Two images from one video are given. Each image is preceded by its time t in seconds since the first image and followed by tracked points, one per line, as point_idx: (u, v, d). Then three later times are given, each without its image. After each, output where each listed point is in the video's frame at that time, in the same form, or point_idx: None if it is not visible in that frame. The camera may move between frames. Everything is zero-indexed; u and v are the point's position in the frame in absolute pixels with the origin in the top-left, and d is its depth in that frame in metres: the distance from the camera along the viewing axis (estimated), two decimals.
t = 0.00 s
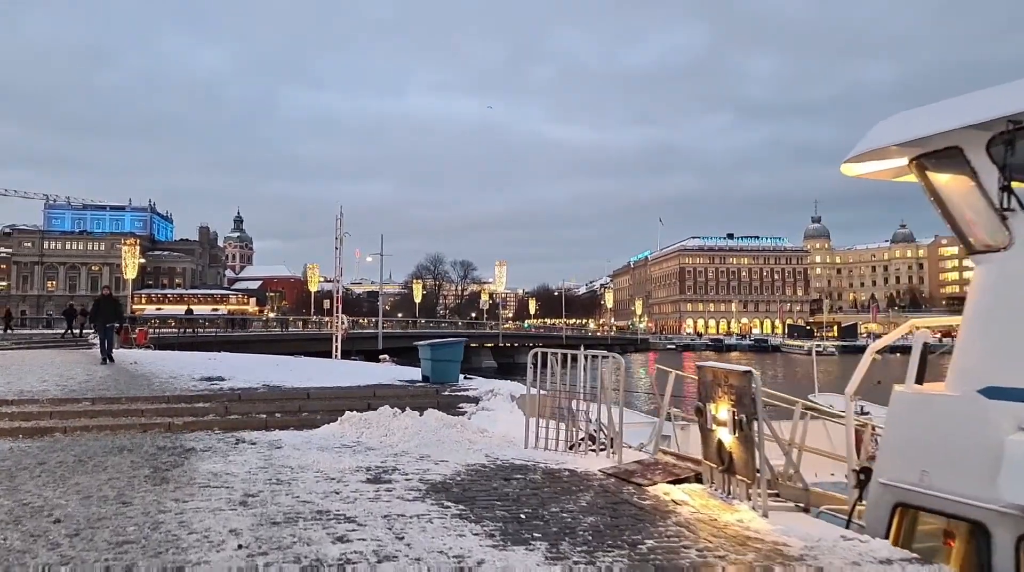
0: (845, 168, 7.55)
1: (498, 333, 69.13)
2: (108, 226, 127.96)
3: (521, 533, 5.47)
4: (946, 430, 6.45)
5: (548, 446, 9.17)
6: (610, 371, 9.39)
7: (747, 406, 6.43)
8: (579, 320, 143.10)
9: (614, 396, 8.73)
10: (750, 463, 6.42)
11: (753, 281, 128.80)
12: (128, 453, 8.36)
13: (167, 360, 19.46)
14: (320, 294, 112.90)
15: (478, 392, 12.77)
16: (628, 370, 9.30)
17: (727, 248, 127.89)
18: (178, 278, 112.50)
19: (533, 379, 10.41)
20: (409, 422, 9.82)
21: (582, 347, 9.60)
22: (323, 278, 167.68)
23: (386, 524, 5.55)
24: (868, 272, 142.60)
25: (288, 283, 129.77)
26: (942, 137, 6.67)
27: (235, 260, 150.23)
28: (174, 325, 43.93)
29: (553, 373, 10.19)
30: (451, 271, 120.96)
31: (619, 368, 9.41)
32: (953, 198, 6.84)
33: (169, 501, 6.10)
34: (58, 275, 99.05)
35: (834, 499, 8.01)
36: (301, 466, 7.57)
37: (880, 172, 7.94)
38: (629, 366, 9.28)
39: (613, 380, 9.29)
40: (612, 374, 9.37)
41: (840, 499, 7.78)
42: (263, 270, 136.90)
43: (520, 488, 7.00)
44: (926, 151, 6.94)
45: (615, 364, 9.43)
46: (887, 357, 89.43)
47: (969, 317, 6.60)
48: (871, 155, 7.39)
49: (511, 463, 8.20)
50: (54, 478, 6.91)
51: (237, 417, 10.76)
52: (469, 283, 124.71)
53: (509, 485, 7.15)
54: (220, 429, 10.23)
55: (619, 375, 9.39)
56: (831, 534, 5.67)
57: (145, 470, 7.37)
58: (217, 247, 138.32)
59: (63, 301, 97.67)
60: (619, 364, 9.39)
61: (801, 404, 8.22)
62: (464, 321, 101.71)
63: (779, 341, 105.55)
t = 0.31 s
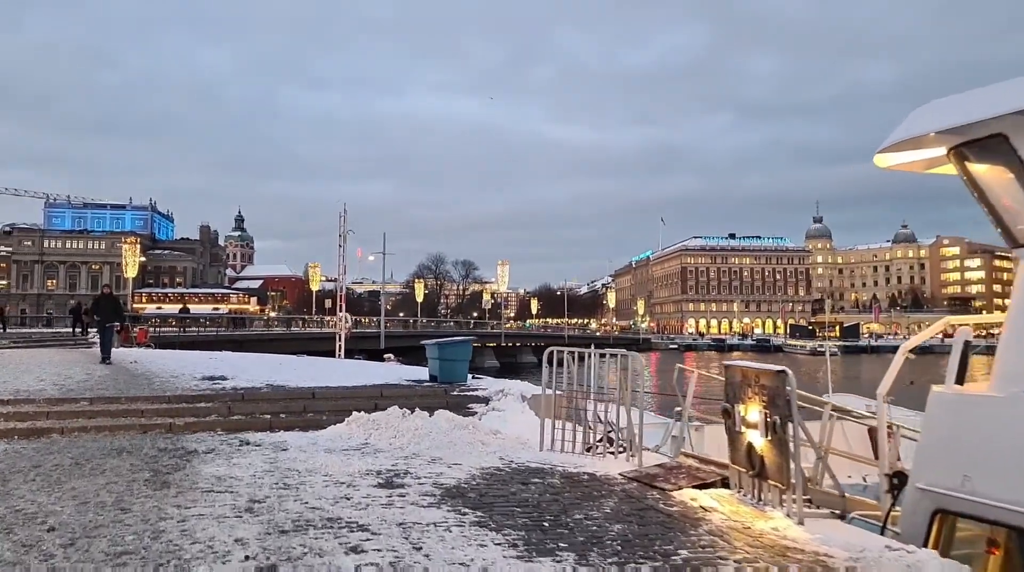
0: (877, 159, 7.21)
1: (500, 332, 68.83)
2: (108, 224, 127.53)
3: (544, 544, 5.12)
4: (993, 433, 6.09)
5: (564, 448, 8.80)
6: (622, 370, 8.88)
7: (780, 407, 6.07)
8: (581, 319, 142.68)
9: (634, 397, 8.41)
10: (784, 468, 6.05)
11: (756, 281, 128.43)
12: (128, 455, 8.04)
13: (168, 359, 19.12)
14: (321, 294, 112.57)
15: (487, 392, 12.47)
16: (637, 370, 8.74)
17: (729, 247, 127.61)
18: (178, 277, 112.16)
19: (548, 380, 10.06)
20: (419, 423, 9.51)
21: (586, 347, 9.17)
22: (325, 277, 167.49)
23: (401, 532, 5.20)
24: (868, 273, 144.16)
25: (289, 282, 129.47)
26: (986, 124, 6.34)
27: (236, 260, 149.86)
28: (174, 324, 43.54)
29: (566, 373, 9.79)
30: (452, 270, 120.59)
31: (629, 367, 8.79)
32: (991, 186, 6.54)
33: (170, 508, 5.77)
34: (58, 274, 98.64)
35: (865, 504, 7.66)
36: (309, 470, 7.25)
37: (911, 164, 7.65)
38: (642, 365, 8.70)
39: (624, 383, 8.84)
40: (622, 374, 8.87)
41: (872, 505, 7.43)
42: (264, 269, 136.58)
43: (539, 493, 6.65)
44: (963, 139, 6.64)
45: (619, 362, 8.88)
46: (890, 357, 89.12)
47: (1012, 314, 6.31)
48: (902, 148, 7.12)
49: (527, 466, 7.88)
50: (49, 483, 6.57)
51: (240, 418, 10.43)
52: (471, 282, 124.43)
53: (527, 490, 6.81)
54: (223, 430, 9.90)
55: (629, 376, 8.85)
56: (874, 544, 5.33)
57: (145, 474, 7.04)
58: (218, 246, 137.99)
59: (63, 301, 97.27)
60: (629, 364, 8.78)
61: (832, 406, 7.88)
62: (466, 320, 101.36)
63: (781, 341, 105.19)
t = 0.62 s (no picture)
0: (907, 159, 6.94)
1: (501, 333, 68.55)
2: (106, 225, 127.08)
3: (569, 568, 4.79)
4: None
5: (579, 458, 8.47)
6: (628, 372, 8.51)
7: (814, 419, 5.70)
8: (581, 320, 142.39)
9: (651, 406, 8.11)
10: (816, 482, 5.71)
11: (756, 282, 128.23)
12: (126, 469, 7.73)
13: (167, 363, 18.80)
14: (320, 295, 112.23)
15: (495, 397, 12.17)
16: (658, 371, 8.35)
17: (730, 248, 127.46)
18: (177, 278, 111.85)
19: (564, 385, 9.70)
20: (427, 432, 9.19)
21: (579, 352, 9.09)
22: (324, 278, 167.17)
23: (415, 554, 4.89)
24: (868, 274, 144.30)
25: (289, 283, 129.16)
26: None
27: (236, 261, 149.57)
28: (172, 326, 43.19)
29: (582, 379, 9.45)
30: (452, 271, 120.31)
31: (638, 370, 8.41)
32: None
33: (169, 530, 5.46)
34: (56, 275, 98.20)
35: (896, 516, 7.32)
36: (315, 484, 6.94)
37: (941, 163, 7.38)
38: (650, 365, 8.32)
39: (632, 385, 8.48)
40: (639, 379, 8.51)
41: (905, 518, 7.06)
42: (263, 270, 136.29)
43: (558, 508, 6.33)
44: (1003, 137, 6.37)
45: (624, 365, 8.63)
46: (891, 357, 88.94)
47: None
48: (937, 146, 6.82)
49: (542, 478, 7.56)
50: (42, 500, 6.27)
51: (240, 426, 10.10)
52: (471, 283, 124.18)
53: (544, 504, 6.49)
54: (224, 439, 9.58)
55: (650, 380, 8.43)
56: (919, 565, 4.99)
57: (142, 490, 6.73)
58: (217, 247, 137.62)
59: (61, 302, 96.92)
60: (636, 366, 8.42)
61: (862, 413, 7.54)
62: (466, 321, 101.09)
63: (782, 342, 104.91)
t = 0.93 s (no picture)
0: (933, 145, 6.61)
1: (491, 332, 68.19)
2: (91, 222, 125.45)
3: None
4: None
5: (585, 458, 8.14)
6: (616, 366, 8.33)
7: (839, 417, 5.35)
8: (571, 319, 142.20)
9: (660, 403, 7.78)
10: (842, 483, 5.38)
11: (745, 281, 128.61)
12: (107, 472, 7.33)
13: (152, 362, 18.30)
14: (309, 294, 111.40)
15: (493, 396, 11.83)
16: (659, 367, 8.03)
17: (720, 247, 127.66)
18: (164, 277, 110.65)
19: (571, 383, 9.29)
20: (425, 431, 8.83)
21: (573, 348, 8.83)
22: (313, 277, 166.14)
23: (417, 564, 4.53)
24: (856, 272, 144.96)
25: (277, 282, 128.17)
26: None
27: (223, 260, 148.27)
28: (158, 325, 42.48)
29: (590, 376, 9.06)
30: (442, 270, 119.77)
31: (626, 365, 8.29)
32: None
33: (150, 539, 5.08)
34: (40, 273, 96.86)
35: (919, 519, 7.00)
36: (308, 487, 6.57)
37: (961, 151, 7.07)
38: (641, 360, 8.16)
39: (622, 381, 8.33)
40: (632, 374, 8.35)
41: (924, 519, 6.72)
42: (251, 269, 135.23)
43: (567, 512, 5.98)
44: None
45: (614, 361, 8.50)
46: (879, 355, 89.36)
47: None
48: (961, 130, 6.50)
49: (546, 479, 7.22)
50: (15, 507, 5.88)
51: (229, 426, 9.69)
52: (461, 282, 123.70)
53: (552, 508, 6.14)
54: (212, 440, 9.17)
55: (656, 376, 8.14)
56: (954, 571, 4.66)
57: (124, 495, 6.35)
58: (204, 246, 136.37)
59: (46, 301, 95.58)
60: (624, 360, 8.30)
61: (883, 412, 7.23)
62: (455, 320, 100.70)
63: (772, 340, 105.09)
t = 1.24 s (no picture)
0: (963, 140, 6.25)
1: (483, 333, 67.83)
2: (78, 222, 124.18)
3: None
4: None
5: (592, 469, 7.80)
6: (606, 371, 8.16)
7: (872, 428, 5.00)
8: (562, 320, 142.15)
9: (672, 410, 7.43)
10: (873, 498, 5.02)
11: (735, 282, 128.86)
12: (87, 484, 6.91)
13: (140, 364, 17.86)
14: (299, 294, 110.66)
15: (491, 401, 11.46)
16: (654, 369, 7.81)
17: (710, 248, 127.87)
18: (152, 277, 109.60)
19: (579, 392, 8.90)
20: (423, 439, 8.45)
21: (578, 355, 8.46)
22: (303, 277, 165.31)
23: None
24: (845, 274, 145.57)
25: (266, 283, 127.30)
26: None
27: (213, 260, 147.26)
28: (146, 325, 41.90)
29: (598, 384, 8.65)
30: (433, 270, 119.28)
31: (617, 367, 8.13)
32: None
33: (131, 561, 4.67)
34: (26, 273, 95.75)
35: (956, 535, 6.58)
36: (302, 501, 6.17)
37: (987, 148, 6.73)
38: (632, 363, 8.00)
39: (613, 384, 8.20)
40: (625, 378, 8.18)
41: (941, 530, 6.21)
42: (241, 269, 134.23)
43: (578, 528, 5.62)
44: None
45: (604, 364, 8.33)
46: (868, 356, 89.63)
47: None
48: (994, 124, 6.13)
49: (553, 491, 6.86)
50: None
51: (217, 432, 9.29)
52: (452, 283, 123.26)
53: (561, 523, 5.79)
54: (200, 448, 8.77)
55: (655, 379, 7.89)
56: None
57: (105, 510, 5.97)
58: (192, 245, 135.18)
59: (31, 301, 94.46)
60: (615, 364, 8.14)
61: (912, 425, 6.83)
62: (446, 321, 100.20)
63: (762, 341, 105.21)
